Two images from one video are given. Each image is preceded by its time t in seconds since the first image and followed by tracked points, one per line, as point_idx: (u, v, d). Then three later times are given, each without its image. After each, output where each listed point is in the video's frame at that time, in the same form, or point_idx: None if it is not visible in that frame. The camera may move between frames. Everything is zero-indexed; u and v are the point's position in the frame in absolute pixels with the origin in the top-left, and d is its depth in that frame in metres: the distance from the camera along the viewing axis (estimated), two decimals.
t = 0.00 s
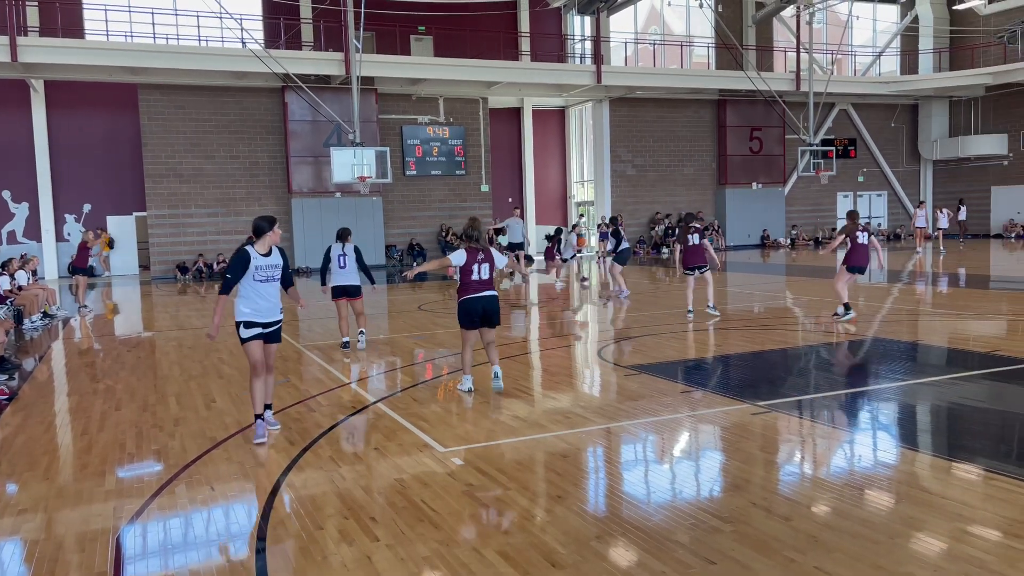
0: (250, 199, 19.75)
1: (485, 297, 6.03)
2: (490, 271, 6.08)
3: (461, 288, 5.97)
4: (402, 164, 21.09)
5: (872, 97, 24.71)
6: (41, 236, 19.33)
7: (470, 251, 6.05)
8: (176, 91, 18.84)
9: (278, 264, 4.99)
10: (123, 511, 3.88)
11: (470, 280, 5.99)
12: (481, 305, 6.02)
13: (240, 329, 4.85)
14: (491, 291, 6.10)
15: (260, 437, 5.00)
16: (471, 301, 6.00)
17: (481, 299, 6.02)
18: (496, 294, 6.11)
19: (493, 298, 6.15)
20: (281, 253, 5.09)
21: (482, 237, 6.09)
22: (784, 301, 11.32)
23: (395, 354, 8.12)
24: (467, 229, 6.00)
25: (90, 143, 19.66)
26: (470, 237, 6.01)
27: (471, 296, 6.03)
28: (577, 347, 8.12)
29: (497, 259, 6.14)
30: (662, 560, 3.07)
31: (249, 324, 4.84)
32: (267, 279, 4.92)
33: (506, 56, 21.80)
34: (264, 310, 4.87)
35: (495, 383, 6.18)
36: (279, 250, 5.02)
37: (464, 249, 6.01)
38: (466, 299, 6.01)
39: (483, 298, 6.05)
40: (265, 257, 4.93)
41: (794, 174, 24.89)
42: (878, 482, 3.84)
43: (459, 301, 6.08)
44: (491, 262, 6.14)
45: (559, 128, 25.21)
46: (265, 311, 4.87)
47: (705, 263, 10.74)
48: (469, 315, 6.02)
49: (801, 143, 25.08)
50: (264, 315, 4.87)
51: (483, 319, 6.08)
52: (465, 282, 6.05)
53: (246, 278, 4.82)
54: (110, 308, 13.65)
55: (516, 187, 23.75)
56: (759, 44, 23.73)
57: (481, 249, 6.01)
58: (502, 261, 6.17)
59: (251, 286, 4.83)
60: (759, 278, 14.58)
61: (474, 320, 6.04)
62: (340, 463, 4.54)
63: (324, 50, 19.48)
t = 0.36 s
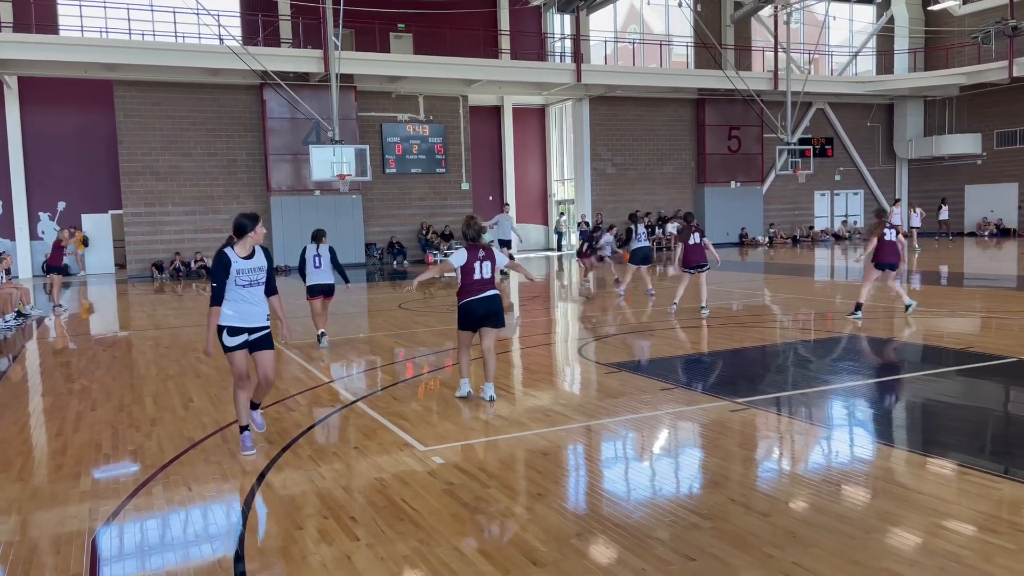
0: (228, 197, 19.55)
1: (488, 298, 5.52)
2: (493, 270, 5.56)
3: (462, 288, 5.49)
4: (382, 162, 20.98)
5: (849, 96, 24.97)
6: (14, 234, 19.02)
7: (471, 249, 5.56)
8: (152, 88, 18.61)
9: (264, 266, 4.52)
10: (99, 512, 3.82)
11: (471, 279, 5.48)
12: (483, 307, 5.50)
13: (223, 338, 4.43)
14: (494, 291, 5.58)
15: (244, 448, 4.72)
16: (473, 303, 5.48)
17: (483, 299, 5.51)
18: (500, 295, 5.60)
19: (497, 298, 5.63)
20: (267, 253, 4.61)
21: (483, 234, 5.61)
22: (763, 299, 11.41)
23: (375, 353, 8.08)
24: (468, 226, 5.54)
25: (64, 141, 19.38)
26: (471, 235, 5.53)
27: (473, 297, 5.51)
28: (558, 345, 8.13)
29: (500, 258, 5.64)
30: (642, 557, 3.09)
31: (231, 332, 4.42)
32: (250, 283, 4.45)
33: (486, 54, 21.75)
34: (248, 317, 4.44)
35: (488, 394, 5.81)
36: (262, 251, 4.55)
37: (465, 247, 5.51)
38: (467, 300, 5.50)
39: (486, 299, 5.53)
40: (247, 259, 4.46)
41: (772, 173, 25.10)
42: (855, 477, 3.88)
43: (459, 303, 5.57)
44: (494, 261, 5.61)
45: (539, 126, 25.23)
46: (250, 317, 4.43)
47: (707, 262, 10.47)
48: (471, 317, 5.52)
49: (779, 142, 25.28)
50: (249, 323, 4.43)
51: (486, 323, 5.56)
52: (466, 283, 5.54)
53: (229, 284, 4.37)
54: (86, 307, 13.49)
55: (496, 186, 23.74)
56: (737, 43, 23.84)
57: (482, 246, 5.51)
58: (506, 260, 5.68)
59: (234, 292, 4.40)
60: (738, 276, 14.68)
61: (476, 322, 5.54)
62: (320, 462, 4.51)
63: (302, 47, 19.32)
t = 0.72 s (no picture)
0: (203, 194, 19.32)
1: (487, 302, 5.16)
2: (488, 274, 5.25)
3: (459, 293, 5.13)
4: (360, 159, 20.85)
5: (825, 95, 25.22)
6: None
7: (462, 254, 5.23)
8: (126, 83, 18.35)
9: (256, 269, 4.23)
10: (72, 513, 3.75)
11: (467, 283, 5.13)
12: (485, 313, 5.12)
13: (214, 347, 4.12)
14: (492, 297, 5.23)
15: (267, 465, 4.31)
16: (474, 309, 5.09)
17: (483, 305, 5.14)
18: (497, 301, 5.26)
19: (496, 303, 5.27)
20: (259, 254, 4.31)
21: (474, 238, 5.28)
22: (740, 296, 11.48)
23: (353, 351, 8.03)
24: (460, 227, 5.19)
25: (36, 137, 19.07)
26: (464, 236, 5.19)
27: (472, 302, 5.12)
28: (537, 342, 8.12)
29: (493, 262, 5.33)
30: (620, 553, 3.09)
31: (223, 341, 4.11)
32: (243, 287, 4.15)
33: (465, 51, 21.71)
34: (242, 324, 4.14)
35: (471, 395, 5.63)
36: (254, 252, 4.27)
37: (457, 251, 5.20)
38: (467, 306, 5.10)
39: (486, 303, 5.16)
40: (240, 261, 4.17)
41: (749, 171, 25.29)
42: (830, 472, 3.92)
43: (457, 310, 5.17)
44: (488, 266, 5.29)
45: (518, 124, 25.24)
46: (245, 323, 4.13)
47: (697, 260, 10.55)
48: (472, 323, 5.10)
49: (756, 140, 25.47)
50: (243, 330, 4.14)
51: (487, 330, 5.19)
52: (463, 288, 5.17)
53: (223, 289, 4.07)
54: (58, 306, 13.26)
55: (476, 183, 23.70)
56: (715, 42, 23.98)
57: (475, 249, 5.20)
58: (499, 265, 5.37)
59: (228, 299, 4.08)
60: (716, 273, 14.77)
61: (477, 328, 5.12)
62: (297, 461, 4.47)
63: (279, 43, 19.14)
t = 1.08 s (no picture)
0: (185, 191, 19.13)
1: (491, 301, 5.09)
2: (494, 270, 5.13)
3: (462, 292, 5.04)
4: (343, 157, 20.74)
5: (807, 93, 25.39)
6: None
7: (471, 249, 5.05)
8: (106, 79, 18.14)
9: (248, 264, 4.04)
10: (52, 514, 3.70)
11: (474, 282, 5.01)
12: (488, 312, 5.06)
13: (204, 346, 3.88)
14: (497, 294, 5.16)
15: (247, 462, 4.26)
16: (477, 308, 5.03)
17: (487, 304, 5.07)
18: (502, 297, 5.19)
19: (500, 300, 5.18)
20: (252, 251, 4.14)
21: (483, 230, 5.10)
22: (724, 293, 11.54)
23: (338, 349, 7.98)
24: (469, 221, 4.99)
25: (15, 134, 18.84)
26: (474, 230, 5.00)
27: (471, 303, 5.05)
28: (522, 340, 8.11)
29: (501, 256, 5.18)
30: (605, 551, 3.09)
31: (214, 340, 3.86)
32: (233, 282, 3.95)
33: (449, 48, 21.65)
34: (232, 322, 3.90)
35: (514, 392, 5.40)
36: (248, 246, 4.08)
37: (466, 247, 5.01)
38: (469, 306, 5.04)
39: (489, 302, 5.09)
40: (231, 255, 3.99)
41: (733, 169, 25.42)
42: (813, 469, 3.94)
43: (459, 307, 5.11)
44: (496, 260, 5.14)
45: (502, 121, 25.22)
46: (237, 320, 3.91)
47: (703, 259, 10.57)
48: (473, 322, 5.07)
49: (740, 138, 25.61)
50: (233, 327, 3.90)
51: (490, 329, 5.15)
52: (467, 286, 5.05)
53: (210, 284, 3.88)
54: (36, 304, 13.08)
55: (460, 180, 23.65)
56: (699, 40, 24.06)
57: (485, 245, 5.01)
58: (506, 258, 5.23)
59: (215, 293, 3.89)
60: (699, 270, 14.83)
61: (478, 326, 5.08)
62: (281, 461, 4.43)
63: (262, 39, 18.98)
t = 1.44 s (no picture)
0: (166, 188, 18.94)
1: (511, 301, 4.78)
2: (514, 269, 4.82)
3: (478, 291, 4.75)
4: (326, 154, 20.63)
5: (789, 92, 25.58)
6: None
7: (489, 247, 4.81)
8: (85, 75, 17.91)
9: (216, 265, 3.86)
10: (30, 515, 3.65)
11: (490, 280, 4.72)
12: (506, 311, 4.76)
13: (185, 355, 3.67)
14: (516, 294, 4.86)
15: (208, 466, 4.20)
16: (494, 306, 4.73)
17: (505, 303, 4.77)
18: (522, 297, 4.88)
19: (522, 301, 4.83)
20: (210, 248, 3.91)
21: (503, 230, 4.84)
22: (706, 291, 11.62)
23: (320, 347, 7.94)
24: (486, 218, 4.75)
25: None
26: (491, 227, 4.76)
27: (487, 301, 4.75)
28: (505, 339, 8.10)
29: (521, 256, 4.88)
30: (588, 548, 3.09)
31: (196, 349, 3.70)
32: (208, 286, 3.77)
33: (432, 46, 21.61)
34: (211, 328, 3.76)
35: (517, 411, 5.04)
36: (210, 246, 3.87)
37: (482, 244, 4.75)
38: (485, 304, 4.74)
39: (507, 302, 4.76)
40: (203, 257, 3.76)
41: (715, 167, 25.57)
42: (795, 465, 3.98)
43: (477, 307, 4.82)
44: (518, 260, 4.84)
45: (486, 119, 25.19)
46: (216, 326, 3.78)
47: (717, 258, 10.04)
48: (487, 323, 4.76)
49: (722, 136, 25.76)
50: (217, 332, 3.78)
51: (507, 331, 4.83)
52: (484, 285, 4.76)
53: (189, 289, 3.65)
54: (13, 303, 12.90)
55: (443, 178, 23.59)
56: (681, 38, 24.15)
57: (503, 243, 4.76)
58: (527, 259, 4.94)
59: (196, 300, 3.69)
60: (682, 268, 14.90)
61: (494, 328, 4.76)
62: (263, 460, 4.40)
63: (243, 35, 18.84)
